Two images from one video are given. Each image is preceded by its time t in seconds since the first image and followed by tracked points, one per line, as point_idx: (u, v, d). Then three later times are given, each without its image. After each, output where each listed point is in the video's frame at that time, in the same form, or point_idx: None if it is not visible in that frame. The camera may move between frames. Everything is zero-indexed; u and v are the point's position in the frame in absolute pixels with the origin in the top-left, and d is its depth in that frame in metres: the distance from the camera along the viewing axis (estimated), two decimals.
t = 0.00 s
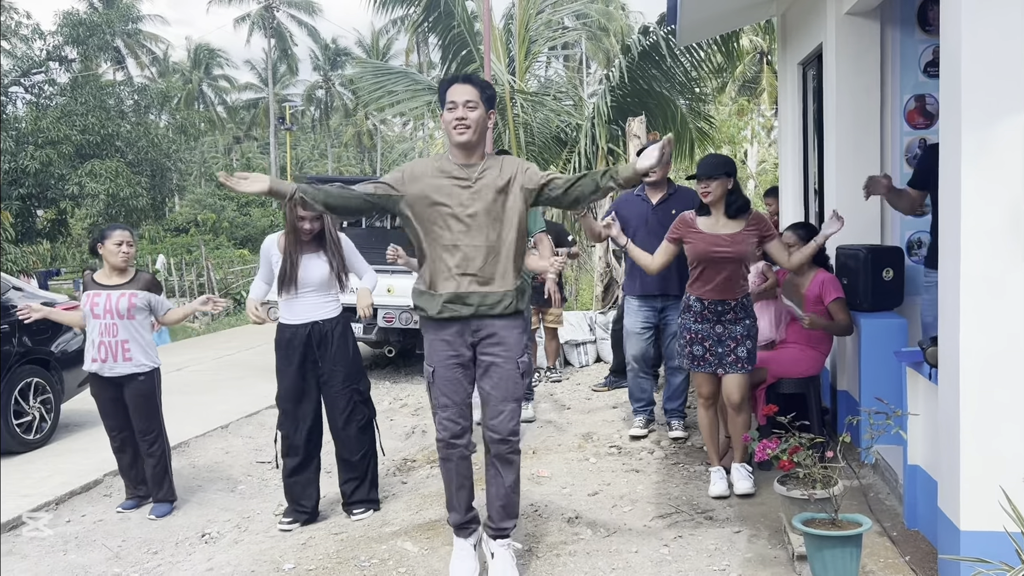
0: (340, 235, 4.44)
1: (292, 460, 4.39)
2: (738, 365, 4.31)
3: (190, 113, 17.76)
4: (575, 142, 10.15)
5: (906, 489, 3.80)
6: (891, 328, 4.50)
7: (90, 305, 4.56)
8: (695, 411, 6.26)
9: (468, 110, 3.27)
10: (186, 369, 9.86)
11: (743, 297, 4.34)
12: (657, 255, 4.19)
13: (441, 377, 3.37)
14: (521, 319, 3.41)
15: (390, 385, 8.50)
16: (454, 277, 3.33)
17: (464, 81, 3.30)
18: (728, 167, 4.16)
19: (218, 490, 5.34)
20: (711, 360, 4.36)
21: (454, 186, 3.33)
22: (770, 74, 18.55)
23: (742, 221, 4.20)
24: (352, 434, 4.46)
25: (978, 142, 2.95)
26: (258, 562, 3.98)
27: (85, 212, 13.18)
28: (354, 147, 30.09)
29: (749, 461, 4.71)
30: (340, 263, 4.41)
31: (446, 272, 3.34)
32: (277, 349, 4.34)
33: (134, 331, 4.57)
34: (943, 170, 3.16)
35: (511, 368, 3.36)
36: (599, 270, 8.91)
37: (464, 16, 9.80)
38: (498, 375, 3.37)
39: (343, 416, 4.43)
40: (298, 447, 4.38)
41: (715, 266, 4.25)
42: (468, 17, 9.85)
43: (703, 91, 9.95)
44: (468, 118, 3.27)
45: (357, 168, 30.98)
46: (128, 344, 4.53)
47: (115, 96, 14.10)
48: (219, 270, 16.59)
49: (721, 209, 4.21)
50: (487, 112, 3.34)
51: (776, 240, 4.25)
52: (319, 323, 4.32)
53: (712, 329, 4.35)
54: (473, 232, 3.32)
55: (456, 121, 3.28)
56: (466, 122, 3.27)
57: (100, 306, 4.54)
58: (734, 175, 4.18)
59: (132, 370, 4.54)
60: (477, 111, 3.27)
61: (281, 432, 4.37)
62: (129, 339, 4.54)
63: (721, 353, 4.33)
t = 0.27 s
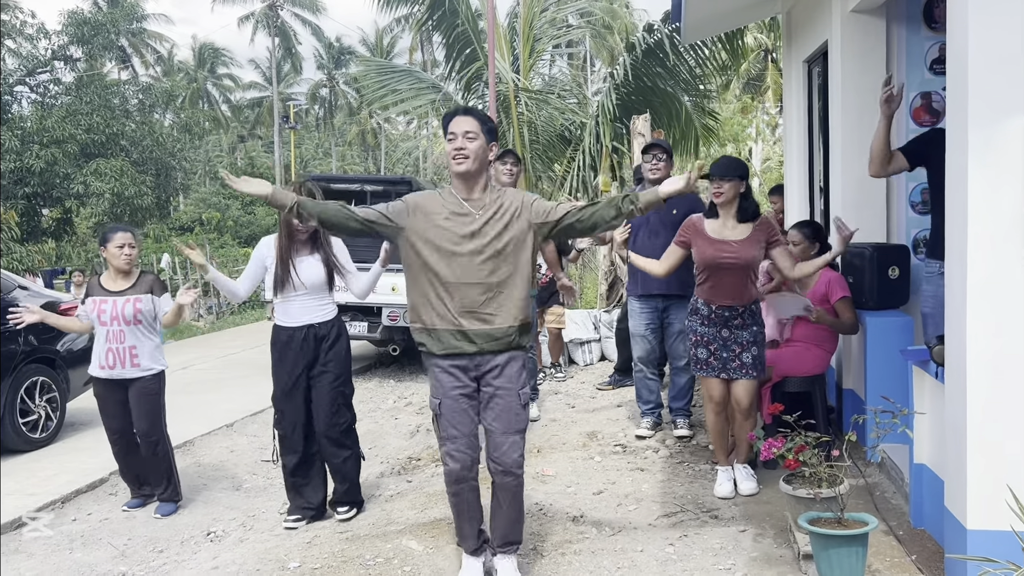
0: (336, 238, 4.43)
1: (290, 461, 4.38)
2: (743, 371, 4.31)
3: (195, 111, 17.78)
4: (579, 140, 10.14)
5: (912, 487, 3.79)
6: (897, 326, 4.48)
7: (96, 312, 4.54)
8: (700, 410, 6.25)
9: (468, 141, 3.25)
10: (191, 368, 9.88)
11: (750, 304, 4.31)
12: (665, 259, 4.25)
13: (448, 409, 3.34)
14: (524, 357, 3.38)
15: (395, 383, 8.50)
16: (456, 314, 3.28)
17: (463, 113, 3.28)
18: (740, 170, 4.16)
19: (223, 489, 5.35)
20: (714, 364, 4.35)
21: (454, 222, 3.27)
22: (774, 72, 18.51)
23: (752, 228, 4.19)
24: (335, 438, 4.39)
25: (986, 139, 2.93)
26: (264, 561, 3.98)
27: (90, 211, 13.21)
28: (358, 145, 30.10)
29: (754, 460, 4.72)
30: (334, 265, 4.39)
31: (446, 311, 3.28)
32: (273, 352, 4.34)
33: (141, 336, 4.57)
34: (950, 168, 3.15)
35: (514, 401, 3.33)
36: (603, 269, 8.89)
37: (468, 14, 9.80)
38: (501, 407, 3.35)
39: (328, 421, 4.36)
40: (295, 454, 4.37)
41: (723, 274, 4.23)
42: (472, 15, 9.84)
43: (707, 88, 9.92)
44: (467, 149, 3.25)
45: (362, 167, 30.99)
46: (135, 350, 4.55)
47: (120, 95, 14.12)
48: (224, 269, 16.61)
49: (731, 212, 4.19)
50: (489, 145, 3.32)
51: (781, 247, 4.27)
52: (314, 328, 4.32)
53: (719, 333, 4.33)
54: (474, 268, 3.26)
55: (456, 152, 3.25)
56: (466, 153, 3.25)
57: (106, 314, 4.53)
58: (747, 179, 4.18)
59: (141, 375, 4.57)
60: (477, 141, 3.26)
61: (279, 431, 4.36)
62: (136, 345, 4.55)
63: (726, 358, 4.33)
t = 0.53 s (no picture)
0: (337, 253, 4.42)
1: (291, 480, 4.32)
2: (748, 362, 4.28)
3: (198, 110, 17.78)
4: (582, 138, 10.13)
5: (915, 484, 3.78)
6: (900, 324, 4.48)
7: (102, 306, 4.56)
8: (702, 407, 6.25)
9: (461, 125, 3.30)
10: (194, 366, 9.89)
11: (754, 291, 4.30)
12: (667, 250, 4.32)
13: (433, 385, 3.45)
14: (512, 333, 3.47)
15: (397, 381, 8.50)
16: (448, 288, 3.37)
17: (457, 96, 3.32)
18: (746, 161, 4.15)
19: (227, 487, 5.35)
20: (719, 356, 4.32)
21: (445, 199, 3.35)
22: (777, 69, 18.48)
23: (754, 214, 4.22)
24: (334, 458, 4.36)
25: (988, 135, 2.93)
26: (267, 559, 3.98)
27: (93, 209, 13.22)
28: (361, 143, 30.08)
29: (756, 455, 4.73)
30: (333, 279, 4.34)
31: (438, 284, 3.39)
32: (272, 367, 4.27)
33: (147, 332, 4.59)
34: (954, 164, 3.14)
35: (498, 379, 3.45)
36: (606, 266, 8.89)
37: (471, 12, 9.78)
38: (485, 384, 3.45)
39: (327, 439, 4.32)
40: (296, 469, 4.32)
41: (724, 260, 4.25)
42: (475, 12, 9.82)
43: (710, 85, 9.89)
44: (461, 133, 3.30)
45: (365, 165, 30.98)
46: (141, 344, 4.56)
47: (122, 93, 14.12)
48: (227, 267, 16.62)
49: (733, 202, 4.24)
50: (482, 128, 3.36)
51: (784, 236, 4.26)
52: (318, 344, 4.27)
53: (722, 324, 4.32)
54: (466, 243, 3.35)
55: (450, 135, 3.30)
56: (460, 137, 3.30)
57: (113, 309, 4.55)
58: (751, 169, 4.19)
59: (146, 370, 4.58)
60: (471, 126, 3.30)
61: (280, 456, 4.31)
62: (142, 340, 4.57)
63: (730, 349, 4.31)
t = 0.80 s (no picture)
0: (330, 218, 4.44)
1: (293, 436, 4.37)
2: (746, 343, 4.28)
3: (199, 108, 17.77)
4: (583, 136, 10.13)
5: (915, 482, 3.78)
6: (900, 322, 4.48)
7: (106, 309, 4.55)
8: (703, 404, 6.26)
9: (460, 111, 3.38)
10: (195, 364, 9.90)
11: (754, 274, 4.29)
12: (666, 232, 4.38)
13: (428, 371, 3.50)
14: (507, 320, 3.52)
15: (398, 379, 8.51)
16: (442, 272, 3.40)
17: (458, 85, 3.44)
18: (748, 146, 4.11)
19: (228, 484, 5.36)
20: (717, 338, 4.32)
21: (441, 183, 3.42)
22: (778, 66, 18.45)
23: (755, 197, 4.23)
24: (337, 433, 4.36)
25: (989, 133, 2.93)
26: (268, 556, 3.99)
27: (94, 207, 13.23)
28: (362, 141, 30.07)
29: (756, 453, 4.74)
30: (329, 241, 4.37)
31: (432, 269, 3.41)
32: (270, 332, 4.28)
33: (152, 335, 4.58)
34: (954, 163, 3.14)
35: (495, 367, 3.48)
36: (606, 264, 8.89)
37: (471, 9, 9.76)
38: (481, 370, 3.48)
39: (327, 401, 4.34)
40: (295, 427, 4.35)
41: (723, 242, 4.25)
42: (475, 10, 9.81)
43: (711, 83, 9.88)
44: (460, 119, 3.38)
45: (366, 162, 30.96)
46: (145, 348, 4.56)
47: (123, 91, 14.11)
48: (228, 265, 16.62)
49: (734, 189, 4.23)
50: (480, 116, 3.44)
51: (784, 216, 4.28)
52: (316, 304, 4.30)
53: (720, 305, 4.32)
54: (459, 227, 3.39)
55: (449, 122, 3.38)
56: (459, 123, 3.38)
57: (116, 313, 4.53)
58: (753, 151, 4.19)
59: (151, 372, 4.59)
60: (469, 112, 3.39)
61: (281, 417, 4.33)
62: (146, 343, 4.56)
63: (728, 330, 4.31)
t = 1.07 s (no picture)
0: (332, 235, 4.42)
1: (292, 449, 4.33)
2: (745, 372, 4.30)
3: (197, 106, 17.77)
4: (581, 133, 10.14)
5: (914, 479, 3.79)
6: (899, 319, 4.49)
7: (100, 306, 4.56)
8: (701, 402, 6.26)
9: (457, 151, 3.41)
10: (194, 362, 9.89)
11: (753, 305, 4.32)
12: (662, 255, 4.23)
13: (431, 406, 3.56)
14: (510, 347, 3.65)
15: (397, 377, 8.51)
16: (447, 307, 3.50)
17: (452, 124, 3.43)
18: (746, 177, 4.11)
19: (226, 482, 5.36)
20: (718, 368, 4.33)
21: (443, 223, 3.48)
22: (776, 64, 18.47)
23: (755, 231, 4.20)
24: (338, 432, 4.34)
25: (987, 131, 2.93)
26: (267, 554, 3.99)
27: (92, 205, 13.22)
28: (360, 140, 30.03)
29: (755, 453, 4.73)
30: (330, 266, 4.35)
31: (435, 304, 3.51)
32: (271, 352, 4.28)
33: (145, 332, 4.59)
34: (953, 160, 3.14)
35: (494, 399, 3.57)
36: (605, 262, 8.89)
37: (470, 7, 9.76)
38: (481, 404, 3.57)
39: (328, 423, 4.32)
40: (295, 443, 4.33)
41: (723, 276, 4.22)
42: (474, 8, 9.82)
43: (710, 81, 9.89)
44: (459, 159, 3.41)
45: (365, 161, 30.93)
46: (139, 345, 4.56)
47: (122, 89, 14.10)
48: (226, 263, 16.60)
49: (734, 216, 4.19)
50: (475, 153, 3.47)
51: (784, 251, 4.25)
52: (318, 328, 4.29)
53: (721, 335, 4.32)
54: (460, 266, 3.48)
55: (448, 162, 3.40)
56: (457, 163, 3.41)
57: (110, 309, 4.54)
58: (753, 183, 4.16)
59: (144, 371, 4.58)
60: (467, 152, 3.43)
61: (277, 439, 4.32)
62: (141, 340, 4.57)
63: (729, 361, 4.31)
